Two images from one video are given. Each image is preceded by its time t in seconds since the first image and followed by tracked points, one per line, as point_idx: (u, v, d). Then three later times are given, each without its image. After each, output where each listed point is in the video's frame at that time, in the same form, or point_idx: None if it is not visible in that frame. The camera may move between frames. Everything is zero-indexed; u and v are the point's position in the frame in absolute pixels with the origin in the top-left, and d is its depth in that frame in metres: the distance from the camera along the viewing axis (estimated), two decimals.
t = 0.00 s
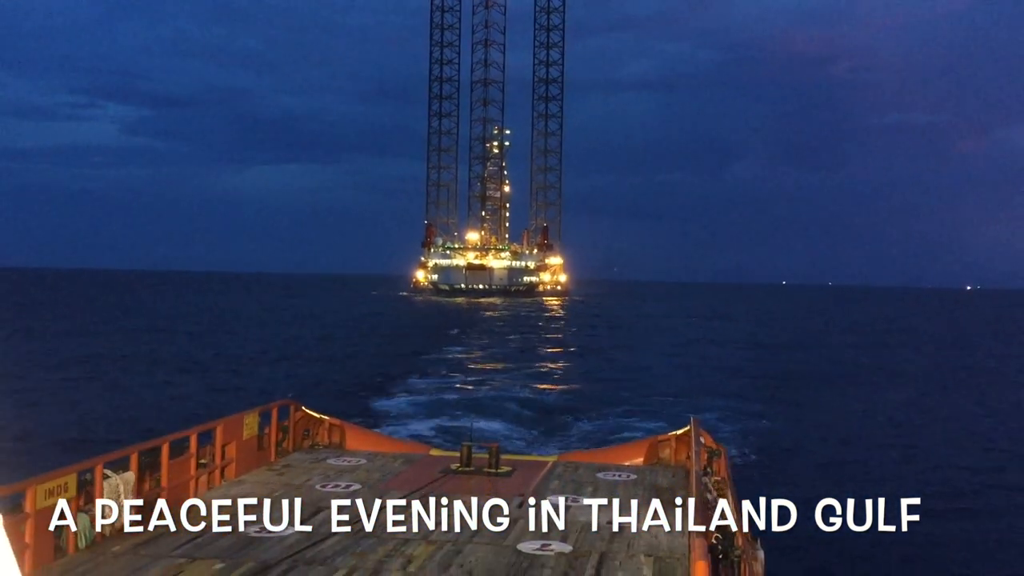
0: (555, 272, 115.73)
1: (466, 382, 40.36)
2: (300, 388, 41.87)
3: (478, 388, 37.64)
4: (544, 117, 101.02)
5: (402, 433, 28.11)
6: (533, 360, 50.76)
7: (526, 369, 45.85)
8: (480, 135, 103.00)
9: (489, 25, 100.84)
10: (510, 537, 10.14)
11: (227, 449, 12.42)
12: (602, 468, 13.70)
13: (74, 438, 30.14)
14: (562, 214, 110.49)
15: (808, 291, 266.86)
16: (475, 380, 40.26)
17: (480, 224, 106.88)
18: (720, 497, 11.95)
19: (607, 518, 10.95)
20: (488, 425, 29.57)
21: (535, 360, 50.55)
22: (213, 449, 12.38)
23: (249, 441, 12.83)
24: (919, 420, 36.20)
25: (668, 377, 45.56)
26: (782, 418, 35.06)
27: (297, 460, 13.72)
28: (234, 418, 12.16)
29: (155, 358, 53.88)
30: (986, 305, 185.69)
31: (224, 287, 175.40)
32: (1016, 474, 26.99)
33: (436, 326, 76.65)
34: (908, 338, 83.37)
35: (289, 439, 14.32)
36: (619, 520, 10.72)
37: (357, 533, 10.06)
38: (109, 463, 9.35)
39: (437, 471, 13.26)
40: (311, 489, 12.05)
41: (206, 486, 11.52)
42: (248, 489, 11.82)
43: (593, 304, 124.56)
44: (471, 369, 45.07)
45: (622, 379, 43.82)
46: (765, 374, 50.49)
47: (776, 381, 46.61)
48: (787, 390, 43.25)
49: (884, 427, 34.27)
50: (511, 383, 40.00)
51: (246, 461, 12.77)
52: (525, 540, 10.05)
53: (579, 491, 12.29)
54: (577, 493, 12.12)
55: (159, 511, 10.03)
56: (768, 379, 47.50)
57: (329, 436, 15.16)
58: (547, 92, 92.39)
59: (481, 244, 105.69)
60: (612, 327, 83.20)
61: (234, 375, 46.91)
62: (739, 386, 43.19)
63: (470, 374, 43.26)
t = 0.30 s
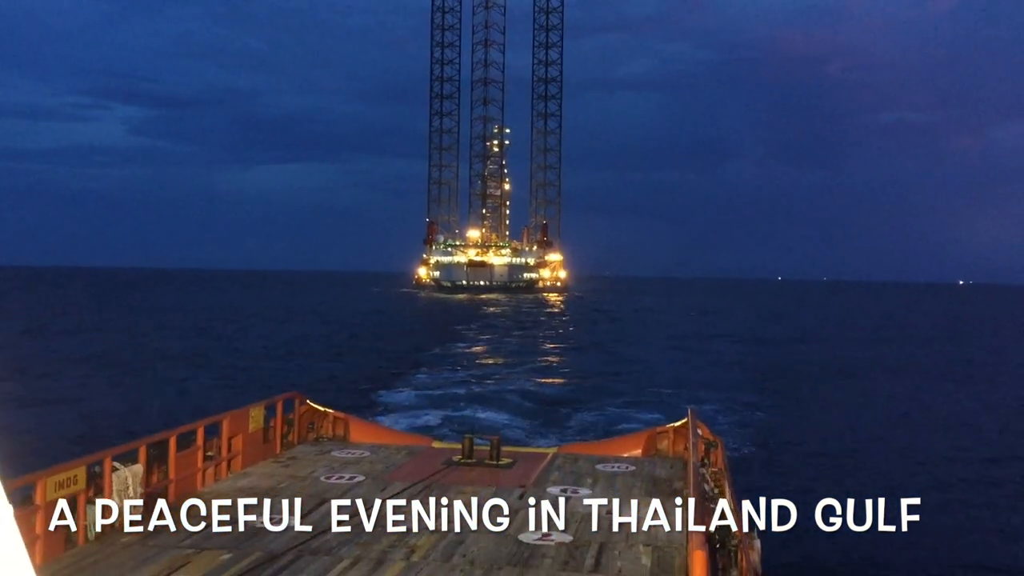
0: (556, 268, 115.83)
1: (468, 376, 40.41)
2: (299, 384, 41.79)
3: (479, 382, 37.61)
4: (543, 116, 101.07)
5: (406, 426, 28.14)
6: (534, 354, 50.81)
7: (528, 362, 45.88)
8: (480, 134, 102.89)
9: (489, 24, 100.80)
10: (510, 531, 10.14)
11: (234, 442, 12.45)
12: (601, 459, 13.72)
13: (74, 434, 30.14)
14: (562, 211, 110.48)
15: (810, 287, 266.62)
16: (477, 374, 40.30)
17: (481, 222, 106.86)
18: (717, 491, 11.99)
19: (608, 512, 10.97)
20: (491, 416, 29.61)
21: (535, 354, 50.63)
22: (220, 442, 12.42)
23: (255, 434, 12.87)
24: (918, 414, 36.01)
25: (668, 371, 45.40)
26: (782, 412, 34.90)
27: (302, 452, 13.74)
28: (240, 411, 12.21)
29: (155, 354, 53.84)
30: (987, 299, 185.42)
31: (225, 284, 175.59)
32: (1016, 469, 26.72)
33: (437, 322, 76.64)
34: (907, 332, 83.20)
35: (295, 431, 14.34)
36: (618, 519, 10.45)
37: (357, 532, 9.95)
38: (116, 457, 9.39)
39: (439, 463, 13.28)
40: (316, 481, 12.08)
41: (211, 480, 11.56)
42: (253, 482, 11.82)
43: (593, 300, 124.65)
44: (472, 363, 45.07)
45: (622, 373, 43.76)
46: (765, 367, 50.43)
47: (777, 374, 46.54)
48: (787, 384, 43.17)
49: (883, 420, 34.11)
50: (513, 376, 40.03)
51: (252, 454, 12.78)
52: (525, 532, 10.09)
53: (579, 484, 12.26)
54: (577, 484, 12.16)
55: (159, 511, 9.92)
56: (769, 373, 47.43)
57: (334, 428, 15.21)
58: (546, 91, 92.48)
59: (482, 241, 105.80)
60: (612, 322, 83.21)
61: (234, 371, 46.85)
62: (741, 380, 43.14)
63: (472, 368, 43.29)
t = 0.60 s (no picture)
0: (556, 266, 115.95)
1: (470, 372, 40.38)
2: (300, 382, 41.70)
3: (481, 378, 37.58)
4: (544, 116, 101.19)
5: (409, 421, 28.14)
6: (535, 350, 50.86)
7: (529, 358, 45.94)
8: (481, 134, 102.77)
9: (489, 26, 101.07)
10: (513, 526, 10.12)
11: (239, 437, 12.45)
12: (602, 453, 13.71)
13: (73, 433, 30.00)
14: (563, 209, 110.51)
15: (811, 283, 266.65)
16: (479, 370, 40.31)
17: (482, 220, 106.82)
18: (716, 485, 11.97)
19: (609, 506, 10.97)
20: (495, 410, 29.64)
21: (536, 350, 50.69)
22: (224, 438, 12.42)
23: (259, 430, 12.85)
24: (920, 409, 35.75)
25: (669, 367, 45.18)
26: (783, 407, 34.78)
27: (307, 447, 13.75)
28: (245, 406, 12.20)
29: (157, 352, 53.71)
30: (988, 295, 185.45)
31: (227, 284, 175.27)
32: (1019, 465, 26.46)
33: (440, 319, 76.68)
34: (908, 327, 83.08)
35: (299, 426, 14.35)
36: (619, 518, 10.32)
37: (358, 528, 9.93)
38: (122, 452, 9.39)
39: (441, 457, 13.27)
40: (320, 476, 12.08)
41: (216, 474, 11.56)
42: (257, 478, 11.82)
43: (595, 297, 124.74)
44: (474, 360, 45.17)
45: (623, 369, 43.63)
46: (766, 362, 50.34)
47: (780, 370, 46.41)
48: (788, 378, 43.09)
49: (884, 416, 33.84)
50: (514, 372, 40.02)
51: (257, 449, 12.78)
52: (527, 527, 10.08)
53: (580, 478, 12.28)
54: (578, 478, 12.16)
55: (161, 510, 9.85)
56: (772, 368, 47.26)
57: (338, 423, 15.23)
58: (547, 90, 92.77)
59: (483, 240, 106.00)
60: (613, 318, 83.13)
61: (235, 368, 46.75)
62: (743, 375, 43.09)
63: (474, 364, 43.35)
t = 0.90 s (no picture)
0: (554, 265, 116.09)
1: (468, 370, 40.32)
2: (298, 380, 41.59)
3: (480, 376, 37.52)
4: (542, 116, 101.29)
5: (408, 418, 28.08)
6: (533, 349, 50.86)
7: (528, 356, 45.90)
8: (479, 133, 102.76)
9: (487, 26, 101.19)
10: (513, 525, 10.08)
11: (238, 435, 12.45)
12: (600, 451, 13.69)
13: (69, 432, 29.85)
14: (560, 208, 110.58)
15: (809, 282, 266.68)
16: (476, 369, 40.28)
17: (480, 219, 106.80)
18: (713, 482, 11.98)
19: (608, 504, 10.95)
20: (494, 407, 29.59)
21: (535, 348, 50.69)
22: (224, 436, 12.41)
23: (259, 427, 12.85)
24: (917, 408, 35.68)
25: (667, 365, 45.05)
26: (782, 405, 34.72)
27: (306, 446, 13.75)
28: (244, 404, 12.21)
29: (155, 351, 53.53)
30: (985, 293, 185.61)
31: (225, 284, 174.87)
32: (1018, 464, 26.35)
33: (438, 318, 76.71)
34: (904, 325, 83.08)
35: (298, 424, 14.35)
36: (618, 518, 10.26)
37: (358, 527, 9.93)
38: (122, 450, 9.39)
39: (440, 455, 13.25)
40: (319, 474, 12.06)
41: (215, 472, 11.55)
42: (257, 476, 11.81)
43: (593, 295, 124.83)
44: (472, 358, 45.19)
45: (621, 367, 43.55)
46: (764, 360, 50.36)
47: (777, 368, 46.38)
48: (786, 376, 43.08)
49: (881, 414, 33.75)
50: (512, 370, 39.99)
51: (256, 447, 12.78)
52: (526, 525, 10.07)
53: (579, 475, 12.29)
54: (576, 475, 12.16)
55: (161, 509, 9.82)
56: (770, 366, 47.25)
57: (337, 421, 15.22)
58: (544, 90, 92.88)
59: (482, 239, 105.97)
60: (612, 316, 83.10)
61: (233, 367, 46.62)
62: (741, 373, 43.10)
63: (472, 362, 43.35)
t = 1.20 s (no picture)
0: (549, 264, 116.09)
1: (463, 368, 40.23)
2: (294, 379, 41.41)
3: (476, 374, 37.43)
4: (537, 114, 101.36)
5: (405, 415, 27.98)
6: (529, 347, 50.72)
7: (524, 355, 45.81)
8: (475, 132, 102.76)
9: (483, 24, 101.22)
10: (510, 526, 10.04)
11: (234, 434, 12.42)
12: (595, 450, 13.67)
13: (64, 431, 29.63)
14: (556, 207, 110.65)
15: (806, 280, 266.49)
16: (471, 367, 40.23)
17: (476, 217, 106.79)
18: (709, 480, 11.95)
19: (607, 504, 10.91)
20: (490, 404, 29.52)
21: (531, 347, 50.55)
22: (219, 434, 12.38)
23: (254, 425, 12.82)
24: (916, 407, 35.56)
25: (662, 363, 44.95)
26: (779, 404, 34.62)
27: (302, 444, 13.73)
28: (240, 402, 12.20)
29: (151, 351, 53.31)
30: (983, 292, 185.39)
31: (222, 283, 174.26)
32: (1017, 463, 26.25)
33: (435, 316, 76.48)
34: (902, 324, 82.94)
35: (294, 422, 14.33)
36: (618, 518, 10.21)
37: (355, 526, 9.91)
38: (118, 449, 9.35)
39: (436, 454, 13.22)
40: (314, 473, 12.04)
41: (210, 471, 11.52)
42: (253, 474, 11.78)
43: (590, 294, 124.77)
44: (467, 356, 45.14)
45: (618, 365, 43.44)
46: (760, 359, 50.27)
47: (773, 367, 46.31)
48: (782, 375, 42.99)
49: (878, 412, 33.70)
50: (508, 368, 39.90)
51: (252, 445, 12.77)
52: (523, 525, 10.03)
53: (575, 474, 12.26)
54: (572, 474, 12.14)
55: (160, 509, 9.78)
56: (767, 364, 47.11)
57: (332, 419, 15.19)
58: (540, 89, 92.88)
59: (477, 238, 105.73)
60: (609, 315, 82.82)
61: (229, 366, 46.46)
62: (738, 372, 43.00)
63: (467, 360, 43.27)
